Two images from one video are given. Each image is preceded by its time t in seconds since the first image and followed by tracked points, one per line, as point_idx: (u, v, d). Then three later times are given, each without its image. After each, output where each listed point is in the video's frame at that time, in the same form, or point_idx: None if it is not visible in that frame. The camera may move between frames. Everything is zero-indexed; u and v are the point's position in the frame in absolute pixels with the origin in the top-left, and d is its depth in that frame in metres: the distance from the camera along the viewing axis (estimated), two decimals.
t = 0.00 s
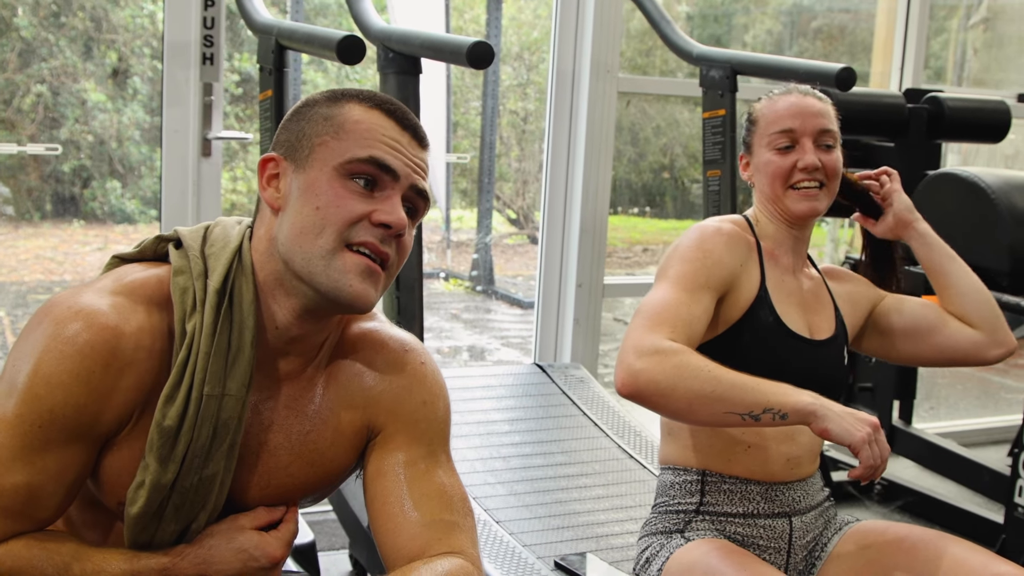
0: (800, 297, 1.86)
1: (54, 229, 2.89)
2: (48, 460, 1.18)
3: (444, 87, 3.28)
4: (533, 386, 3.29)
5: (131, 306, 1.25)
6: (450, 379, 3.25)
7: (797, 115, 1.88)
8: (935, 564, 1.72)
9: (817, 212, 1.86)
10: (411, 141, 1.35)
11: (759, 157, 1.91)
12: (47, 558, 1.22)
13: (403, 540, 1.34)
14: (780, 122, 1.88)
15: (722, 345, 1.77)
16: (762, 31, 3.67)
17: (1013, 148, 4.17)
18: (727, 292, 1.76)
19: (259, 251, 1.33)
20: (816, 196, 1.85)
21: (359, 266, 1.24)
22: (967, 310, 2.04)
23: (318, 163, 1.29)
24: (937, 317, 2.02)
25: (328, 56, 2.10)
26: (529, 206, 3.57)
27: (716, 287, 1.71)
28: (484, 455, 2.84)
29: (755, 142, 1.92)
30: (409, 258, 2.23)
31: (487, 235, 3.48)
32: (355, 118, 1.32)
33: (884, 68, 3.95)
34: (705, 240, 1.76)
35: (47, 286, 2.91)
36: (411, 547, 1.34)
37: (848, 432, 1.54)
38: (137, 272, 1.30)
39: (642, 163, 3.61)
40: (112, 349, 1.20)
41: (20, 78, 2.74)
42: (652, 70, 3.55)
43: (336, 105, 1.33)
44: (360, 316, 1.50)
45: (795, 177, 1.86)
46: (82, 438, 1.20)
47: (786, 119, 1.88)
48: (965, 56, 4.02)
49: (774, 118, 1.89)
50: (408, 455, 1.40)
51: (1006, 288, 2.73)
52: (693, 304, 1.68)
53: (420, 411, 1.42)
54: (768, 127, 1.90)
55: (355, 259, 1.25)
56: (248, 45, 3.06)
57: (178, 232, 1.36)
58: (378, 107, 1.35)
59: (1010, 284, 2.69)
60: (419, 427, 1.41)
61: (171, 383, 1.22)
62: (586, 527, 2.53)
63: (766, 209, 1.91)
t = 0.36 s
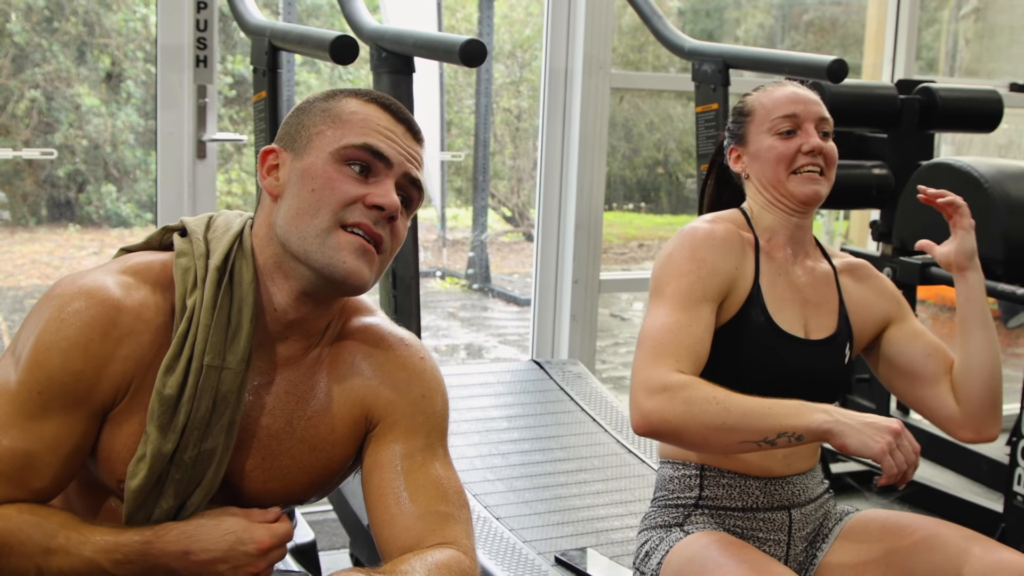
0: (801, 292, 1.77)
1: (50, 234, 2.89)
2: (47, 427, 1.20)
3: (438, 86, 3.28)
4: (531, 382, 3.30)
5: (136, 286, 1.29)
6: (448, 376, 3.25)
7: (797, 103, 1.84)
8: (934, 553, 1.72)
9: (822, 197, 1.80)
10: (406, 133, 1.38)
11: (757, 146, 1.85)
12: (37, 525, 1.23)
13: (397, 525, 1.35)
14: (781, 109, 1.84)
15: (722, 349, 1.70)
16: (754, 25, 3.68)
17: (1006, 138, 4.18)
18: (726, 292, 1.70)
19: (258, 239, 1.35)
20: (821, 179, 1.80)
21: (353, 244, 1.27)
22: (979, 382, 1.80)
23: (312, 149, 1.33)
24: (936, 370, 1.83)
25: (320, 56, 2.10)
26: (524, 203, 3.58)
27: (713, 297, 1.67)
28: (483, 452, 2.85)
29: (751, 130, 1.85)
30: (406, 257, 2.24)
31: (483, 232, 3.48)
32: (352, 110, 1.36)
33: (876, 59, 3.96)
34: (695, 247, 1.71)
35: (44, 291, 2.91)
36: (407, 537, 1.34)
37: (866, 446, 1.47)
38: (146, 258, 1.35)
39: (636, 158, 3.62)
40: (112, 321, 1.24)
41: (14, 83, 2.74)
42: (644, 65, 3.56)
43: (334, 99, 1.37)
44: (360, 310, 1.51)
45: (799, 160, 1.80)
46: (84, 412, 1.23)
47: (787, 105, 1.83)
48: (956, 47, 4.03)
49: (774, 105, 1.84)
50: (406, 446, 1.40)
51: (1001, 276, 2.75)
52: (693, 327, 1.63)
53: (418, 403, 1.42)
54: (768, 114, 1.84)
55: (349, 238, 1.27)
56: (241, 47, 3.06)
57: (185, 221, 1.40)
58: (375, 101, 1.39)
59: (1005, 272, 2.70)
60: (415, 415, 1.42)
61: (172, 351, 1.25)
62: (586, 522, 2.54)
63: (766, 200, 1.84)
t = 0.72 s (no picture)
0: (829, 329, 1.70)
1: (49, 232, 2.89)
2: (46, 405, 1.24)
3: (436, 83, 3.29)
4: (531, 378, 3.30)
5: (140, 277, 1.34)
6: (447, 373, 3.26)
7: (846, 112, 1.71)
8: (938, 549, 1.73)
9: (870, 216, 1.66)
10: (411, 128, 1.44)
11: (799, 157, 1.71)
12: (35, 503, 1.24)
13: (403, 518, 1.37)
14: (828, 119, 1.70)
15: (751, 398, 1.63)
16: (752, 20, 3.68)
17: (1005, 133, 4.18)
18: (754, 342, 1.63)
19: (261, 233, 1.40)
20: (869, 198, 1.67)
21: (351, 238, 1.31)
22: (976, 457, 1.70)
23: (316, 143, 1.38)
24: (940, 426, 1.74)
25: (321, 53, 2.10)
26: (522, 199, 3.58)
27: (742, 349, 1.60)
28: (483, 448, 2.85)
29: (795, 140, 1.72)
30: (406, 253, 2.24)
31: (482, 229, 3.48)
32: (357, 105, 1.42)
33: (875, 55, 3.96)
34: (718, 295, 1.61)
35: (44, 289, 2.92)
36: (411, 532, 1.36)
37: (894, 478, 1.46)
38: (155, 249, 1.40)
39: (635, 154, 3.62)
40: (111, 310, 1.29)
41: (13, 82, 2.75)
42: (643, 61, 3.56)
43: (342, 96, 1.43)
44: (367, 305, 1.53)
45: (847, 176, 1.67)
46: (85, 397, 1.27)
47: (836, 116, 1.70)
48: (955, 42, 4.03)
49: (822, 114, 1.71)
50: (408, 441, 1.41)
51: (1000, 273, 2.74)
52: (726, 397, 1.57)
53: (423, 399, 1.44)
54: (814, 123, 1.71)
55: (343, 235, 1.32)
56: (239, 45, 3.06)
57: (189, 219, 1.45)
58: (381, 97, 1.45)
59: (1005, 268, 2.69)
60: (419, 409, 1.43)
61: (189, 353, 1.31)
62: (586, 518, 2.54)
63: (806, 217, 1.70)
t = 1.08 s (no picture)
0: (858, 368, 1.75)
1: (48, 228, 2.90)
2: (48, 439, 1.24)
3: (434, 79, 3.30)
4: (530, 373, 3.31)
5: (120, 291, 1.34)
6: (447, 368, 3.27)
7: (919, 168, 1.65)
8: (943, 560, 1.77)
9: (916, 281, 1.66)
10: (384, 112, 1.41)
11: (859, 201, 1.68)
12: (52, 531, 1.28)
13: (406, 510, 1.38)
14: (900, 172, 1.65)
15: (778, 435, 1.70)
16: (750, 16, 3.69)
17: (1002, 128, 4.19)
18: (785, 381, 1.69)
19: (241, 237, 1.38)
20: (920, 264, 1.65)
21: (338, 231, 1.29)
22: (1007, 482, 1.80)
23: (291, 137, 1.36)
24: (967, 458, 1.80)
25: (320, 50, 2.11)
26: (521, 195, 3.59)
27: (773, 396, 1.65)
28: (481, 444, 2.85)
29: (858, 183, 1.68)
30: (404, 249, 2.24)
31: (481, 225, 3.49)
32: (328, 94, 1.39)
33: (873, 50, 3.96)
34: (753, 338, 1.65)
35: (42, 284, 2.92)
36: (409, 520, 1.37)
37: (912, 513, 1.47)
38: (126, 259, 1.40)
39: (633, 150, 3.62)
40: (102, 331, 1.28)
41: (11, 78, 2.75)
42: (641, 57, 3.56)
43: (306, 82, 1.41)
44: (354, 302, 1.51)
45: (904, 240, 1.64)
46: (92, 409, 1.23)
47: (908, 172, 1.65)
48: (953, 37, 4.03)
49: (892, 164, 1.65)
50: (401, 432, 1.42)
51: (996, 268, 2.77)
52: (759, 446, 1.63)
53: (416, 391, 1.44)
54: (882, 172, 1.66)
55: (332, 228, 1.30)
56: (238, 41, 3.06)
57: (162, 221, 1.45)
58: (351, 84, 1.42)
59: (1000, 263, 2.72)
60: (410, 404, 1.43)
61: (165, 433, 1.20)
62: (585, 513, 2.54)
63: (853, 259, 1.70)
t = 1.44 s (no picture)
0: (876, 401, 1.76)
1: (47, 228, 2.90)
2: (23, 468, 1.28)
3: (433, 78, 3.30)
4: (530, 372, 3.31)
5: (80, 312, 1.39)
6: (447, 367, 3.27)
7: (964, 221, 1.61)
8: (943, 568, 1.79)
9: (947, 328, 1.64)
10: (279, 94, 1.42)
11: (894, 244, 1.64)
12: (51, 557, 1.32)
13: (394, 508, 1.48)
14: (944, 222, 1.61)
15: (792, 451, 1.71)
16: (748, 15, 3.70)
17: (1001, 126, 4.20)
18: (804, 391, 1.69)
19: (175, 253, 1.44)
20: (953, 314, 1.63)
21: (270, 242, 1.34)
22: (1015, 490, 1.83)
23: (200, 151, 1.40)
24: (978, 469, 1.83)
25: (320, 50, 2.11)
26: (520, 194, 3.59)
27: (788, 410, 1.66)
28: (482, 443, 2.86)
29: (896, 228, 1.64)
30: (404, 249, 2.25)
31: (480, 224, 3.49)
32: (218, 97, 1.41)
33: (871, 49, 3.97)
34: (773, 346, 1.66)
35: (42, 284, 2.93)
36: (396, 518, 1.48)
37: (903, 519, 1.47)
38: (80, 280, 1.45)
39: (632, 149, 3.63)
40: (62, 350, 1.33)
41: (10, 78, 2.75)
42: (640, 56, 3.56)
43: (199, 86, 1.43)
44: (313, 297, 1.58)
45: (939, 291, 1.61)
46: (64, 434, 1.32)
47: (952, 223, 1.61)
48: (952, 35, 4.04)
49: (936, 213, 1.61)
50: (381, 433, 1.50)
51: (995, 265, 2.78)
52: (773, 455, 1.63)
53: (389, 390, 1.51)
54: (924, 220, 1.62)
55: (265, 237, 1.34)
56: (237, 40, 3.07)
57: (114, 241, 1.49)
58: (240, 72, 1.43)
59: (999, 261, 2.74)
60: (385, 399, 1.51)
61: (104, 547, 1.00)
62: (585, 511, 2.55)
63: (883, 299, 1.69)
